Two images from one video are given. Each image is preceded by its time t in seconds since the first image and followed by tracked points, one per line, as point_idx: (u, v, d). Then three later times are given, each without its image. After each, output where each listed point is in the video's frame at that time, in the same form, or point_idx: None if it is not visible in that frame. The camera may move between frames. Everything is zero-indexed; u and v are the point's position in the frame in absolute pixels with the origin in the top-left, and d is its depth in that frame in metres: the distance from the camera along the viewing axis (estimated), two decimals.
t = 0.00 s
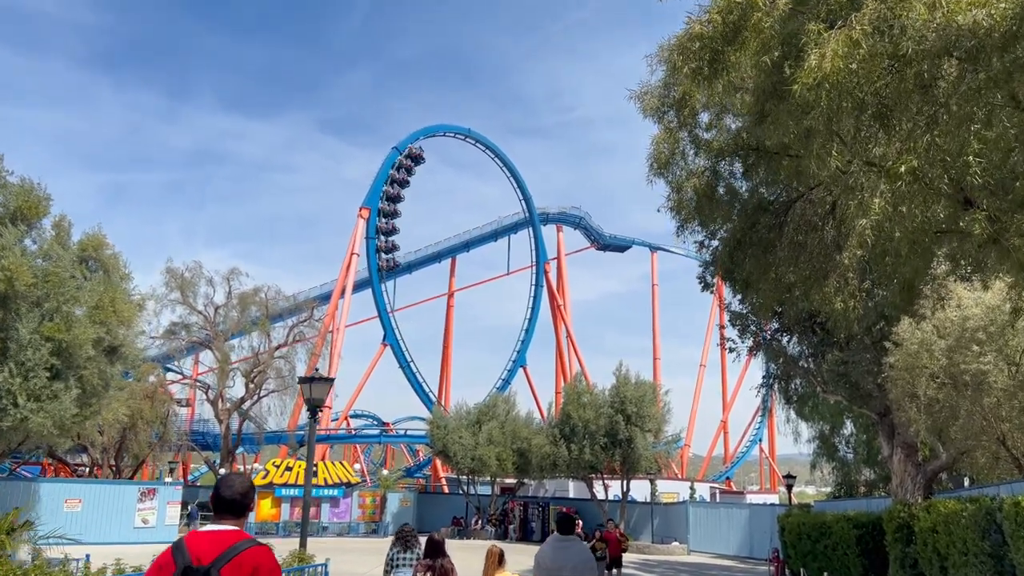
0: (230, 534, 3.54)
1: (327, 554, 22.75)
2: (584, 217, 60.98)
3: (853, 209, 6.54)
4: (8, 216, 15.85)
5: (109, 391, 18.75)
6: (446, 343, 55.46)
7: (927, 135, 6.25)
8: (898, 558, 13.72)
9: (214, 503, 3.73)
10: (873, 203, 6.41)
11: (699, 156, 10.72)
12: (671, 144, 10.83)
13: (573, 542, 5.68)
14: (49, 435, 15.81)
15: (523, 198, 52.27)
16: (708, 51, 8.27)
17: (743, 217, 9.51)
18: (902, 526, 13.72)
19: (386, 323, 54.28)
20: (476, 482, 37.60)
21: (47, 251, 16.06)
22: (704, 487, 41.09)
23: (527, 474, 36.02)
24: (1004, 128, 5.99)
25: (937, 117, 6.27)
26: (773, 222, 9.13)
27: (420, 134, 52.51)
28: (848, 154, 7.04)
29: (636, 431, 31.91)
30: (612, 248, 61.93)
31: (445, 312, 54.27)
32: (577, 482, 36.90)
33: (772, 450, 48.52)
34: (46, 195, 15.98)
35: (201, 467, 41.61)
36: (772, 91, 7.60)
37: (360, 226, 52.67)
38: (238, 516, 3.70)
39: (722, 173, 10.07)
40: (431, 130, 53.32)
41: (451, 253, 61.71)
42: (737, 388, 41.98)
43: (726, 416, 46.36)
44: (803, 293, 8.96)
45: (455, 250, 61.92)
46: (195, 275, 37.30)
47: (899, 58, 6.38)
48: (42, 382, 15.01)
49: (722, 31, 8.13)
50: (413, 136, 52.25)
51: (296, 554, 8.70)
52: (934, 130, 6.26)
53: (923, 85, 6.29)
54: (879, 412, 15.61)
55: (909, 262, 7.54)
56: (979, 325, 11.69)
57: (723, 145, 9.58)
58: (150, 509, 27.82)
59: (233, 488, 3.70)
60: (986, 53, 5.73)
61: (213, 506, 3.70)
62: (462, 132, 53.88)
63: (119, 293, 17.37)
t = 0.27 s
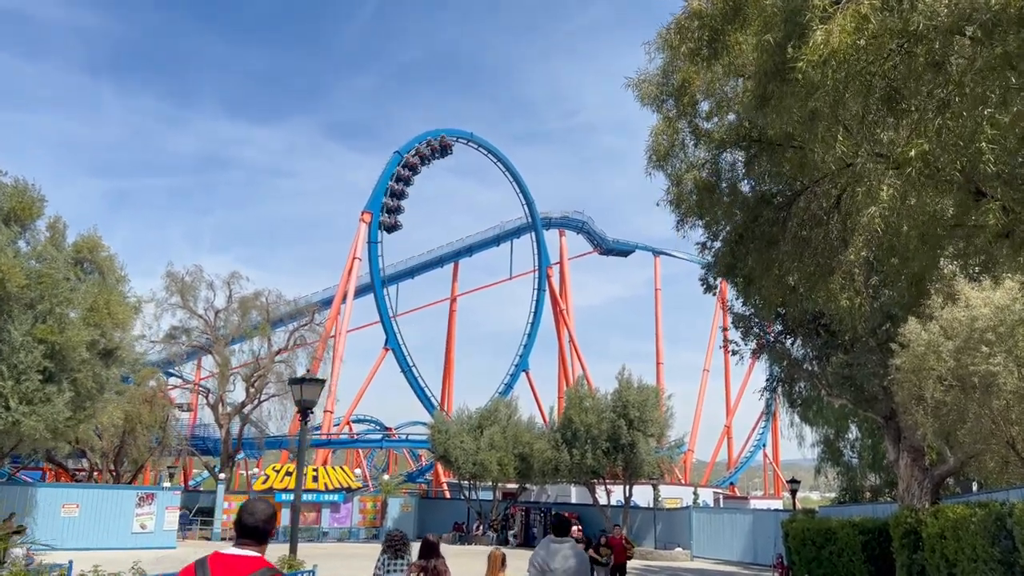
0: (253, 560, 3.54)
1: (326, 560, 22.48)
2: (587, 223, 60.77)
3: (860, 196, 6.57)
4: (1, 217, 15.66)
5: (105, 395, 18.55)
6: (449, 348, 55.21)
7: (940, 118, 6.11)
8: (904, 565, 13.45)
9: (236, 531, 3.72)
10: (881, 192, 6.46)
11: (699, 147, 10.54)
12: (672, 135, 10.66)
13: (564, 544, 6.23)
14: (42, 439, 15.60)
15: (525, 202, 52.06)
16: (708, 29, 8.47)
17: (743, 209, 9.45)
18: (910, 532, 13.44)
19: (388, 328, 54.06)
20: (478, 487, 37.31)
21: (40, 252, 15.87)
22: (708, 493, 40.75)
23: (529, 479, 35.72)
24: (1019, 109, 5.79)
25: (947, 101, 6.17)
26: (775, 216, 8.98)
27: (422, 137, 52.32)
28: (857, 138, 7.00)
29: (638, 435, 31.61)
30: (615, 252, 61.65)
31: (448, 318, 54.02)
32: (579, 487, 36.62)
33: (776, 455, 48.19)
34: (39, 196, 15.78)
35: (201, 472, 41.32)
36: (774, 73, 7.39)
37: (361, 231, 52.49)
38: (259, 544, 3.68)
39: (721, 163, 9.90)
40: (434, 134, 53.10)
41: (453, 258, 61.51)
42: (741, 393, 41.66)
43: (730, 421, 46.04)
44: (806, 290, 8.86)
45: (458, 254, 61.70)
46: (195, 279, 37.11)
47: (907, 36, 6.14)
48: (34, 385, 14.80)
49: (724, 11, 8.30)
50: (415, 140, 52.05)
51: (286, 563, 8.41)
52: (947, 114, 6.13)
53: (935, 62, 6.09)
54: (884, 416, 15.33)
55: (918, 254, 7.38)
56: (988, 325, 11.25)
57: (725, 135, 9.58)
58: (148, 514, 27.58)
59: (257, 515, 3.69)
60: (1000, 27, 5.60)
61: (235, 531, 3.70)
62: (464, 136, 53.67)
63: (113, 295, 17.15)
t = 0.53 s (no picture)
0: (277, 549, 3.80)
1: (324, 565, 22.19)
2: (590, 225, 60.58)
3: (874, 179, 6.71)
4: None
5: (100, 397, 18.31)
6: (451, 351, 55.02)
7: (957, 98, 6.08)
8: (913, 571, 13.12)
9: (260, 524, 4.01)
10: (898, 173, 6.54)
11: (703, 135, 10.60)
12: (676, 123, 10.72)
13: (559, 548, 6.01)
14: (35, 439, 15.38)
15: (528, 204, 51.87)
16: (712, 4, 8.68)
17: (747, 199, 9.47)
18: (918, 536, 13.16)
19: (390, 330, 53.88)
20: (480, 490, 37.04)
21: (34, 251, 15.65)
22: (712, 497, 40.44)
23: (531, 483, 35.44)
24: None
25: (966, 79, 6.09)
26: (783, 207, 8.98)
27: (425, 140, 52.16)
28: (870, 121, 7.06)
29: (641, 438, 31.27)
30: (619, 255, 61.41)
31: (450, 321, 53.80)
32: (581, 491, 36.35)
33: (780, 459, 47.87)
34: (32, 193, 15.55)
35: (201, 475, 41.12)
36: (782, 49, 7.56)
37: (364, 233, 52.34)
38: (281, 535, 3.96)
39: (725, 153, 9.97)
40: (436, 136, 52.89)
41: (456, 260, 61.36)
42: (746, 396, 41.34)
43: (734, 425, 45.73)
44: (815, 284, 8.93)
45: (460, 257, 61.55)
46: (196, 281, 36.93)
47: (924, 9, 6.24)
48: (26, 385, 14.57)
49: None
50: (418, 142, 51.87)
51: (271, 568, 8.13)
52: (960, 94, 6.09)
53: (955, 34, 6.00)
54: (891, 418, 15.03)
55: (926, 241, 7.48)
56: (1000, 324, 10.94)
57: (729, 123, 9.38)
58: (146, 517, 27.35)
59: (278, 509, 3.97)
60: None
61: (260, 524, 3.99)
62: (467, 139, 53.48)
63: (108, 295, 16.91)
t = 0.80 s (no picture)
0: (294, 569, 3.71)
1: (324, 569, 21.93)
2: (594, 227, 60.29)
3: (890, 157, 6.34)
4: None
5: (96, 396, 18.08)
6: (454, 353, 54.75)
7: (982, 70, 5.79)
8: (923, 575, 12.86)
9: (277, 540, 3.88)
10: (913, 153, 6.20)
11: (707, 120, 10.34)
12: (679, 109, 10.46)
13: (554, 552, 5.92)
14: (28, 440, 15.12)
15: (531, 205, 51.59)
16: None
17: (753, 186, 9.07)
18: (928, 539, 12.87)
19: (392, 332, 53.64)
20: (482, 492, 36.75)
21: (27, 249, 15.40)
22: (715, 499, 40.13)
23: (534, 485, 35.30)
24: None
25: (991, 52, 5.81)
26: (790, 194, 8.56)
27: (427, 141, 51.94)
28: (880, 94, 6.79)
29: (645, 440, 30.97)
30: (622, 257, 61.15)
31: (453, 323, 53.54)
32: (584, 493, 36.05)
33: (785, 462, 47.54)
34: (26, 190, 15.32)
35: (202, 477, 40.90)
36: (790, 21, 7.19)
37: (366, 234, 52.11)
38: (298, 553, 3.83)
39: (731, 139, 9.75)
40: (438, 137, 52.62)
41: (459, 262, 61.10)
42: (750, 398, 41.07)
43: (738, 427, 45.43)
44: (824, 275, 8.66)
45: (464, 259, 61.35)
46: (196, 281, 36.70)
47: None
48: (19, 385, 14.32)
49: None
50: (420, 143, 51.61)
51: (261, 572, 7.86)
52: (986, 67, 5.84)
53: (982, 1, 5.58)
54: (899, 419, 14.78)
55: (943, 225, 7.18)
56: (1014, 321, 10.47)
57: (734, 108, 8.99)
58: (145, 519, 27.09)
59: (297, 524, 3.85)
60: None
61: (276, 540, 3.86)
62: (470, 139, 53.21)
63: (103, 294, 16.65)
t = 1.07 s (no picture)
0: (314, 552, 4.03)
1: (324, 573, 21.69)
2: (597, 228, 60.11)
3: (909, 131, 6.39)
4: None
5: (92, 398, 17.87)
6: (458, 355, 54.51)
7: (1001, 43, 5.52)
8: None
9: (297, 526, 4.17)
10: (932, 131, 6.20)
11: (710, 103, 10.06)
12: (681, 92, 10.16)
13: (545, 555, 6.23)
14: (22, 441, 14.91)
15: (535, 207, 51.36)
16: None
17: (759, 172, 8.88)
18: (938, 541, 12.56)
19: (395, 334, 53.43)
20: (485, 495, 36.49)
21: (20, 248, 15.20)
22: (721, 501, 39.84)
23: (537, 488, 35.17)
24: None
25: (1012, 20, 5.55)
26: (799, 181, 8.37)
27: (429, 142, 51.68)
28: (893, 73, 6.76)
29: (649, 442, 30.69)
30: (626, 258, 60.88)
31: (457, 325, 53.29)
32: (588, 496, 35.77)
33: (790, 463, 47.23)
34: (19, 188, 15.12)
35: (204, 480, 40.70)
36: None
37: (368, 236, 51.89)
38: (317, 536, 4.14)
39: (735, 124, 9.46)
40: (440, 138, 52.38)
41: (463, 264, 60.94)
42: (756, 399, 40.79)
43: (743, 428, 45.13)
44: (833, 267, 8.43)
45: (467, 261, 61.14)
46: (197, 283, 36.50)
47: None
48: (12, 386, 14.12)
49: None
50: (422, 144, 51.38)
51: None
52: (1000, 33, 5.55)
53: None
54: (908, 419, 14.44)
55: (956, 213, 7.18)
56: None
57: (738, 91, 8.74)
58: (145, 523, 26.87)
59: (314, 511, 4.15)
60: None
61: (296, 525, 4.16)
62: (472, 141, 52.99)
63: (99, 294, 16.45)
